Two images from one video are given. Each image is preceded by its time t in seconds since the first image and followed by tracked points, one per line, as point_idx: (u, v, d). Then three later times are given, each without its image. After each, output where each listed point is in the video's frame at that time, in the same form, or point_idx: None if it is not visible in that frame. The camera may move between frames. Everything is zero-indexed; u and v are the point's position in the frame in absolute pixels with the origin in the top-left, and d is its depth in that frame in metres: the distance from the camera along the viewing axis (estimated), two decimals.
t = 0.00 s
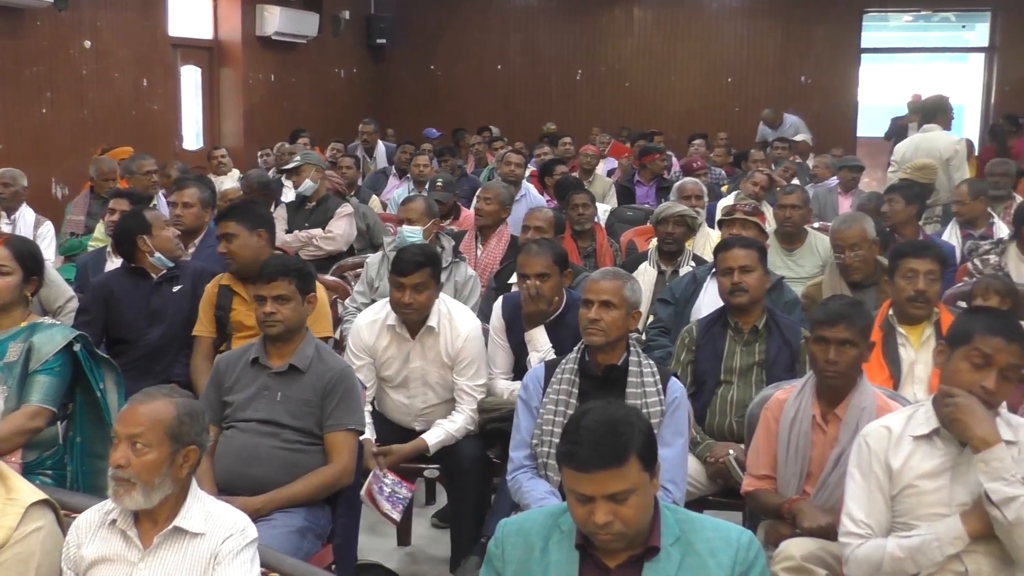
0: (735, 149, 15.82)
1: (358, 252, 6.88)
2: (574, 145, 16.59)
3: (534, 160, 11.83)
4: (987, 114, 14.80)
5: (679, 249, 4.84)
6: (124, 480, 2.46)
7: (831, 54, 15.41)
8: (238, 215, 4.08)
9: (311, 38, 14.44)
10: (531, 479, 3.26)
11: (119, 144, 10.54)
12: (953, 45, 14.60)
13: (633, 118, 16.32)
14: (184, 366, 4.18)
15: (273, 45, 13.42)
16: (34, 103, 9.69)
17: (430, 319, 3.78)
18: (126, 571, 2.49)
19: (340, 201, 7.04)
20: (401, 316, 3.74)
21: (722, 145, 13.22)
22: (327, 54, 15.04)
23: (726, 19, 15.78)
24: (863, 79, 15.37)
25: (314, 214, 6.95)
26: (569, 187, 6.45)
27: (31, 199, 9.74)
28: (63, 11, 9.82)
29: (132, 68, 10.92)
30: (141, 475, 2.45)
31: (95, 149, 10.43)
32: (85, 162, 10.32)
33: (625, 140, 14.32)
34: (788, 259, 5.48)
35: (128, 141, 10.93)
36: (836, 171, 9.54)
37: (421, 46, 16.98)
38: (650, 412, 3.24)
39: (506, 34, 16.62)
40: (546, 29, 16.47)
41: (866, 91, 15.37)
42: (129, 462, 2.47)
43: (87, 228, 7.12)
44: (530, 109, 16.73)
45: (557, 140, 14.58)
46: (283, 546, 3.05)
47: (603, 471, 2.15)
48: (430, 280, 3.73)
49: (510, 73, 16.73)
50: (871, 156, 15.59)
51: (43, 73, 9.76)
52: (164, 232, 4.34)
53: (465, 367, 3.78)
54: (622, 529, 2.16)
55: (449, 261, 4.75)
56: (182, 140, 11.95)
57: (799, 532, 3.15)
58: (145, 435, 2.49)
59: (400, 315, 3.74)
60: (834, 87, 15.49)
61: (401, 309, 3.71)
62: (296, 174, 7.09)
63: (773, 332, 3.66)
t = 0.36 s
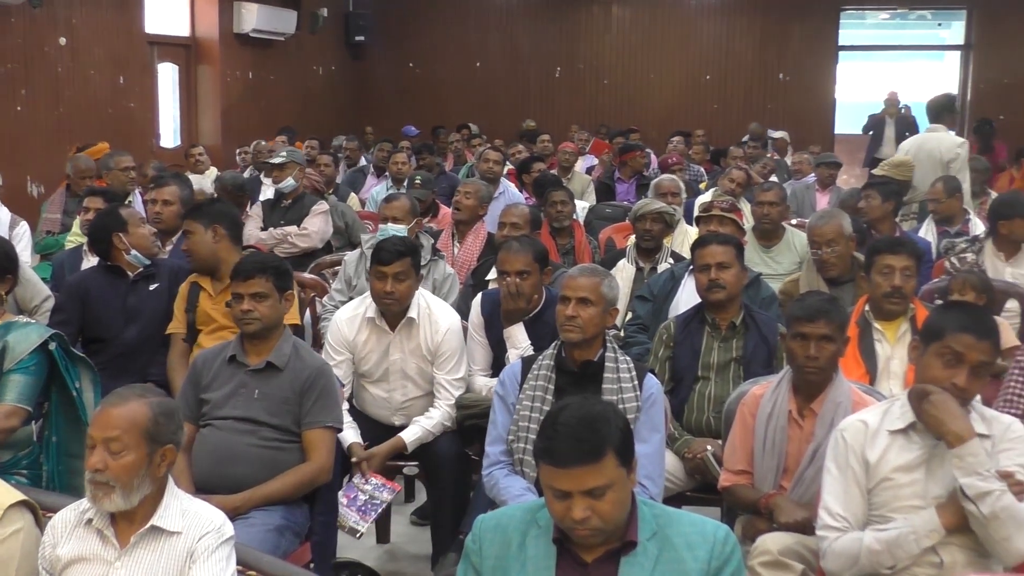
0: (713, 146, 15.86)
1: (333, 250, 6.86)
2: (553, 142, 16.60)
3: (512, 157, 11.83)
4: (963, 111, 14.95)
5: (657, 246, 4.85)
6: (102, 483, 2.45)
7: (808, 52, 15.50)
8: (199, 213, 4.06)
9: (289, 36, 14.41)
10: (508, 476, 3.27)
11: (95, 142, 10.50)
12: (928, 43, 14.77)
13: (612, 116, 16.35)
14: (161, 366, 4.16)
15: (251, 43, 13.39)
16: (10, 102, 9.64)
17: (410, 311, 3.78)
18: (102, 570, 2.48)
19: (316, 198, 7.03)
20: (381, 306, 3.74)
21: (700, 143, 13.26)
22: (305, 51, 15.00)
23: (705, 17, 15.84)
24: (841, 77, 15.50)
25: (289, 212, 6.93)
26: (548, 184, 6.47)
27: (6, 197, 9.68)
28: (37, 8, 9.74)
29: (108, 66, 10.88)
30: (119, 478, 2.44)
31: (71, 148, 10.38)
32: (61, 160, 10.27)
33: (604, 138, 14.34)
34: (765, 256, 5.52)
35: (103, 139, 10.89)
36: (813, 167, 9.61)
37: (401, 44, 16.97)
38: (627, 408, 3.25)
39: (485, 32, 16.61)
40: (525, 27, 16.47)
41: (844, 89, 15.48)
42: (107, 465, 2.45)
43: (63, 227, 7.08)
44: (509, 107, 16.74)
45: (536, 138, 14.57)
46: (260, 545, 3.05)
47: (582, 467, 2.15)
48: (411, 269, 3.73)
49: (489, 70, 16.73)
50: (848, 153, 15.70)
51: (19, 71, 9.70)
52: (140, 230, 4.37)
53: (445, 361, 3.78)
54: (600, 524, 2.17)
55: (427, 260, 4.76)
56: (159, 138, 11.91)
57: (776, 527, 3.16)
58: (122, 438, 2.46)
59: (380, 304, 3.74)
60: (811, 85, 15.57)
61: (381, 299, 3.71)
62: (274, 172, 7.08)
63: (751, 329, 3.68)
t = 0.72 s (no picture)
0: (691, 144, 15.88)
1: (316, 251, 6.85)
2: (532, 140, 16.59)
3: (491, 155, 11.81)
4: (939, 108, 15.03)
5: (635, 243, 4.86)
6: (92, 496, 2.42)
7: (786, 49, 15.54)
8: (170, 209, 4.04)
9: (267, 33, 14.35)
10: (485, 474, 3.28)
11: (70, 139, 10.45)
12: (905, 41, 14.82)
13: (590, 114, 16.35)
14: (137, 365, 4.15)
15: (228, 40, 13.35)
16: None
17: (394, 310, 3.76)
18: (79, 571, 2.48)
19: (298, 197, 7.05)
20: (366, 306, 3.72)
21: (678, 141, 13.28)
22: (283, 48, 14.95)
23: (684, 15, 15.86)
24: (818, 74, 15.53)
25: (273, 211, 6.93)
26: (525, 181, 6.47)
27: None
28: (12, 4, 9.68)
29: (83, 63, 10.83)
30: (109, 488, 2.43)
31: (46, 145, 10.33)
32: (37, 157, 10.21)
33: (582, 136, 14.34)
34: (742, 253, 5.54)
35: (79, 137, 10.84)
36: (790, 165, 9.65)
37: (379, 40, 16.93)
38: (605, 406, 3.26)
39: (463, 29, 16.59)
40: (504, 24, 16.45)
41: (821, 86, 15.53)
42: (95, 478, 2.43)
43: (38, 224, 7.04)
44: (487, 104, 16.72)
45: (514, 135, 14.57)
46: (238, 543, 3.05)
47: (555, 463, 2.16)
48: (397, 268, 3.72)
49: (467, 68, 16.71)
50: (826, 150, 15.75)
51: None
52: (114, 228, 4.30)
53: (425, 360, 3.76)
54: (575, 522, 2.18)
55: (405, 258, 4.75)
56: (135, 136, 11.86)
57: (752, 523, 3.18)
58: (105, 450, 2.43)
59: (366, 304, 3.72)
60: (789, 82, 15.61)
61: (367, 298, 3.69)
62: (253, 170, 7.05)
63: (729, 325, 3.69)
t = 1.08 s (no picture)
0: (667, 139, 15.88)
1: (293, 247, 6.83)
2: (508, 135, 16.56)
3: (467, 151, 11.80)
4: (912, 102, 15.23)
5: (610, 238, 4.88)
6: (60, 494, 2.41)
7: (761, 44, 15.57)
8: (143, 206, 3.99)
9: (241, 28, 14.29)
10: (462, 470, 3.28)
11: (42, 136, 10.37)
12: (878, 36, 15.16)
13: (566, 109, 16.31)
14: (110, 363, 4.14)
15: (202, 35, 13.29)
16: None
17: (370, 309, 3.75)
18: (51, 571, 2.46)
19: (275, 193, 7.02)
20: (343, 307, 3.70)
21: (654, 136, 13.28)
22: (258, 44, 14.88)
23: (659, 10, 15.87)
24: (794, 70, 15.70)
25: (250, 207, 6.89)
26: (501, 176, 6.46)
27: None
28: None
29: (55, 58, 10.75)
30: (78, 487, 2.41)
31: (18, 141, 10.25)
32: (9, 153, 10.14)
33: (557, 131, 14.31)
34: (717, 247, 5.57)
35: (51, 133, 10.77)
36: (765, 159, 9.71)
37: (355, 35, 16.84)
38: (580, 401, 3.28)
39: (439, 24, 16.54)
40: (479, 19, 16.41)
41: (796, 81, 15.67)
42: (63, 477, 2.41)
43: (9, 222, 6.99)
44: (463, 100, 16.66)
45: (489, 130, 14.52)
46: (213, 541, 3.04)
47: (531, 457, 2.15)
48: (372, 270, 3.68)
49: (443, 63, 16.65)
50: (802, 145, 15.86)
51: None
52: (75, 232, 4.21)
53: (401, 356, 3.76)
54: (551, 516, 2.18)
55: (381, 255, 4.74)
56: (108, 132, 11.79)
57: (728, 516, 3.19)
58: (73, 449, 2.42)
59: (343, 306, 3.70)
60: (763, 77, 15.63)
61: (343, 300, 3.67)
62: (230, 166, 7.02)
63: (703, 319, 3.70)
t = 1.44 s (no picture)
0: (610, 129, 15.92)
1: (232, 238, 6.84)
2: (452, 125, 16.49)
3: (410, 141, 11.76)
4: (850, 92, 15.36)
5: (553, 227, 4.89)
6: None
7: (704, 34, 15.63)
8: (73, 200, 3.93)
9: (181, 16, 14.13)
10: (405, 460, 3.28)
11: None
12: (818, 27, 15.40)
13: (509, 99, 16.28)
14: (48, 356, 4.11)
15: (142, 24, 13.14)
16: None
17: (310, 301, 3.73)
18: None
19: (214, 182, 6.97)
20: (283, 299, 3.68)
21: (598, 126, 13.31)
22: (198, 32, 14.72)
23: None
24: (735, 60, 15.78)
25: (186, 198, 6.83)
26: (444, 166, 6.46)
27: None
28: None
29: None
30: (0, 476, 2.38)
31: None
32: None
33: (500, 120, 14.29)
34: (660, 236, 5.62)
35: None
36: (707, 149, 9.80)
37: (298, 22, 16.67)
38: (523, 390, 3.30)
39: (382, 13, 16.43)
40: (423, 8, 16.32)
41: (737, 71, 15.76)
42: None
43: None
44: (407, 89, 16.56)
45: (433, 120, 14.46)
46: (152, 535, 3.03)
47: (473, 447, 2.16)
48: (309, 265, 3.66)
49: (386, 52, 16.54)
50: (743, 134, 15.95)
51: None
52: None
53: (343, 347, 3.74)
54: (492, 505, 2.18)
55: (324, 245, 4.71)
56: (42, 122, 11.62)
57: (669, 503, 3.22)
58: None
59: (279, 299, 3.69)
60: (706, 67, 15.72)
61: (279, 294, 3.66)
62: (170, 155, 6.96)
63: (645, 307, 3.73)
